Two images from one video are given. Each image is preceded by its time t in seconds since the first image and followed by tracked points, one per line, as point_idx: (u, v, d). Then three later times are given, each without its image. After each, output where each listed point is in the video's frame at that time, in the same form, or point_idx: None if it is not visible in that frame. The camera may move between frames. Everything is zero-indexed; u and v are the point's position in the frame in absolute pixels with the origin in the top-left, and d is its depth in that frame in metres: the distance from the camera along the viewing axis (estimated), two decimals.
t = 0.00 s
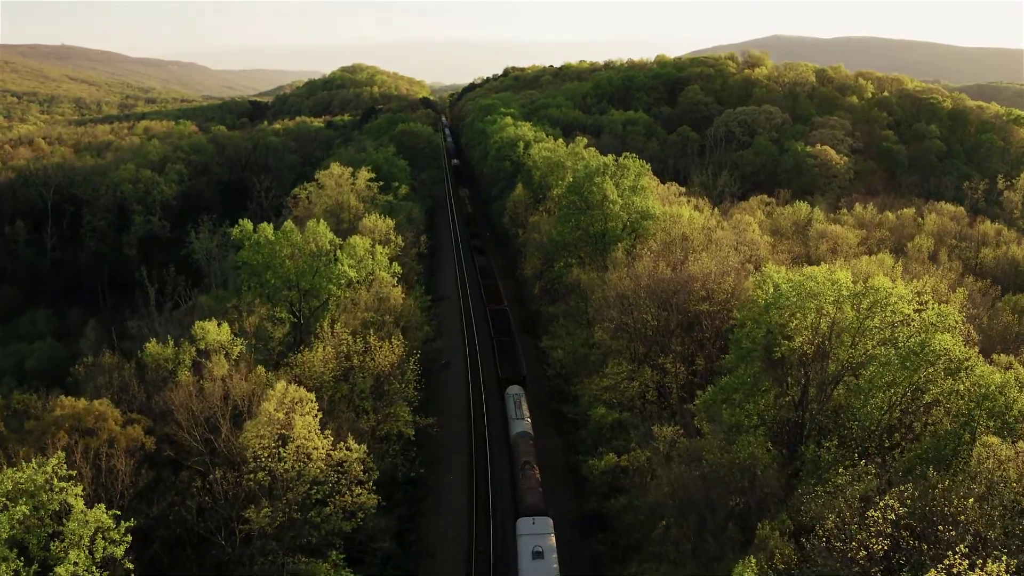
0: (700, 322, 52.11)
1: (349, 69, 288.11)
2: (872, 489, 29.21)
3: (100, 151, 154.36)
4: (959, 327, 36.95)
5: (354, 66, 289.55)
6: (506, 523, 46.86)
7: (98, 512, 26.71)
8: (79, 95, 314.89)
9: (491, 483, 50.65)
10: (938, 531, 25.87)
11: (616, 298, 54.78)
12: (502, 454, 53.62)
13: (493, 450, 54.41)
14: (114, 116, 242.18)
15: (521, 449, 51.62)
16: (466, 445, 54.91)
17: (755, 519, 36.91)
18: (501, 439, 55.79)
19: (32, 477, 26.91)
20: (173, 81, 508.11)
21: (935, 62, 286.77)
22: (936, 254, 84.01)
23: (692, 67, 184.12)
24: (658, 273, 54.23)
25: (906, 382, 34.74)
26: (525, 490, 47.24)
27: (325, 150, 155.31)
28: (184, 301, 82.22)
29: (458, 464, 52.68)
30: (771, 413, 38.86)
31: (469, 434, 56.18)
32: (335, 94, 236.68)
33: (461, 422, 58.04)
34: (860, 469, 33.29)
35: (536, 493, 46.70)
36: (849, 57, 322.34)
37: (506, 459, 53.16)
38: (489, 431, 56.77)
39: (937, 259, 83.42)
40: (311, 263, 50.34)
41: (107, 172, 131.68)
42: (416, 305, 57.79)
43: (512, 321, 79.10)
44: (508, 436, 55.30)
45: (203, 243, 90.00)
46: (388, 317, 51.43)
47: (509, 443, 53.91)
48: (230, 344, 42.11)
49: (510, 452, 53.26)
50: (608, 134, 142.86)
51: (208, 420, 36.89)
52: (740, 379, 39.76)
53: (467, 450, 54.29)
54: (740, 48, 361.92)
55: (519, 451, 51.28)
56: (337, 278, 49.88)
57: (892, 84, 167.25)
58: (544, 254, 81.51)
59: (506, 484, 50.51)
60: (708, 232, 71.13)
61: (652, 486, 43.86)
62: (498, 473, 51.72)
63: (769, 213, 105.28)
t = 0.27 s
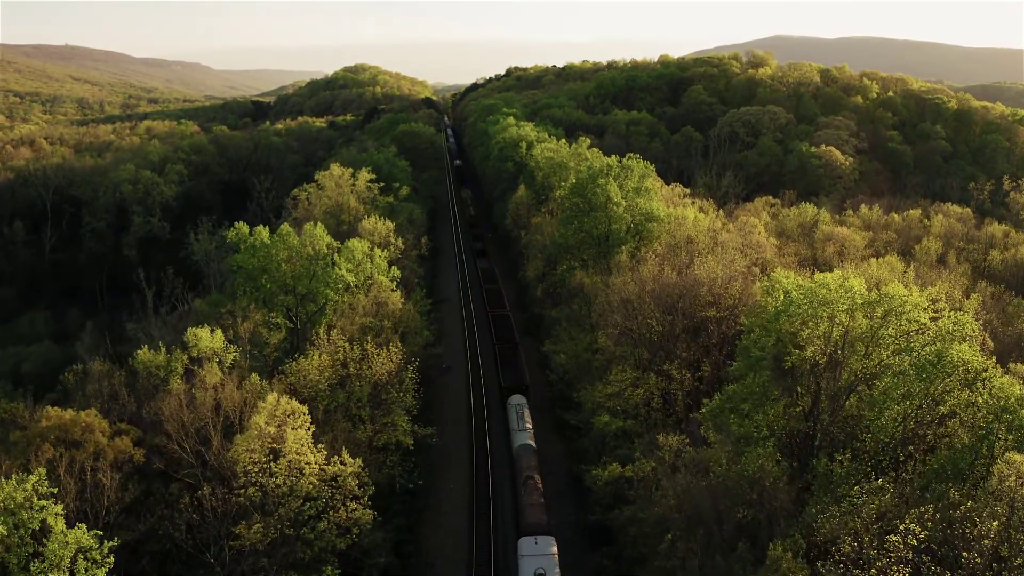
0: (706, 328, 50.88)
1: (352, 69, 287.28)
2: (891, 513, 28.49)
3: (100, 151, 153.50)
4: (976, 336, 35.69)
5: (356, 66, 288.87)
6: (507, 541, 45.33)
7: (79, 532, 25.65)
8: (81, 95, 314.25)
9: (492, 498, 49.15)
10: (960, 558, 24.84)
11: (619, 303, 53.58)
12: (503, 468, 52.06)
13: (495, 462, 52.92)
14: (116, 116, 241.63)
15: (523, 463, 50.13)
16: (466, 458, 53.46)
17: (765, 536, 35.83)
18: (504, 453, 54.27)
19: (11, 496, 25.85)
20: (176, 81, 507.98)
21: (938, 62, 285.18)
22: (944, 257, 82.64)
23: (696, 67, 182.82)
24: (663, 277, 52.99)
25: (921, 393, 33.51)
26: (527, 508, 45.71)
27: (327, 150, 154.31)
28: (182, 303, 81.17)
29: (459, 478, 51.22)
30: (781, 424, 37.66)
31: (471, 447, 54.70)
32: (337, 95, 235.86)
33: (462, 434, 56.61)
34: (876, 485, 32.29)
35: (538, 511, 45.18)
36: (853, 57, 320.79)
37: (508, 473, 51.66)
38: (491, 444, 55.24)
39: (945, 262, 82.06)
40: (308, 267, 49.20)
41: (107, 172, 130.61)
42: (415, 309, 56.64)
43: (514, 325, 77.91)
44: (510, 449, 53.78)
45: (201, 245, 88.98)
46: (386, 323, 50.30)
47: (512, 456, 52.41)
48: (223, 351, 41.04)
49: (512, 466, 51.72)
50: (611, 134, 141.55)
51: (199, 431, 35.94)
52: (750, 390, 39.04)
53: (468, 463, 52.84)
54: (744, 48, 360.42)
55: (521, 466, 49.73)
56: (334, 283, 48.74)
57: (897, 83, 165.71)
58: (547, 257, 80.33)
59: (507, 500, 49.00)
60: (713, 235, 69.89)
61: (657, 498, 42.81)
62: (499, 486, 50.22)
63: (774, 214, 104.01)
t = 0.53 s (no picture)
0: (714, 336, 49.33)
1: (354, 69, 286.26)
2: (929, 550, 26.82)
3: (99, 151, 152.47)
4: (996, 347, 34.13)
5: (359, 66, 287.99)
6: (508, 560, 43.65)
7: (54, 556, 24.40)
8: (84, 95, 313.50)
9: (492, 513, 47.51)
10: None
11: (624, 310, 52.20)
12: (505, 484, 49.98)
13: (495, 474, 51.28)
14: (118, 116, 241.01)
15: (526, 480, 48.10)
16: (467, 474, 51.42)
17: (776, 555, 34.36)
18: (506, 468, 52.29)
19: None
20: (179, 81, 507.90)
21: (942, 62, 283.18)
22: (954, 260, 80.82)
23: (700, 66, 181.28)
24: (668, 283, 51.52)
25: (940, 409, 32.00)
26: (530, 529, 43.62)
27: (328, 150, 153.04)
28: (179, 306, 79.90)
29: (459, 496, 49.19)
30: (792, 438, 36.16)
31: (472, 461, 52.66)
32: (339, 94, 234.77)
33: (462, 448, 54.59)
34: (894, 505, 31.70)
35: (541, 532, 43.15)
36: (858, 57, 318.68)
37: (510, 490, 49.61)
38: (493, 458, 53.33)
39: (956, 265, 80.22)
40: (304, 272, 47.83)
41: (106, 173, 129.45)
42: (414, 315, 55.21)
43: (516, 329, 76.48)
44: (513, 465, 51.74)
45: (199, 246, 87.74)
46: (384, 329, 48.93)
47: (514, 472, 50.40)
48: (214, 360, 39.74)
49: (514, 483, 49.65)
50: (614, 134, 140.02)
51: (188, 445, 34.75)
52: (761, 402, 37.53)
53: (468, 477, 50.99)
54: (749, 49, 358.14)
55: (524, 483, 47.71)
56: (330, 288, 47.32)
57: (903, 83, 163.90)
58: (550, 260, 78.88)
59: (509, 519, 46.94)
60: (719, 238, 68.32)
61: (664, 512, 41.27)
62: (500, 500, 48.58)
63: (781, 216, 102.36)
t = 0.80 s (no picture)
0: (720, 342, 48.05)
1: (357, 69, 285.49)
2: None
3: (99, 151, 151.61)
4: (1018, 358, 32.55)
5: (361, 66, 287.28)
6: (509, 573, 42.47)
7: None
8: (87, 95, 312.50)
9: (493, 523, 46.36)
10: None
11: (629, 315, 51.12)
12: (506, 496, 48.60)
13: (496, 483, 50.14)
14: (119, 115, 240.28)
15: (528, 495, 46.48)
16: (467, 487, 49.85)
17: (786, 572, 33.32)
18: (506, 476, 51.11)
19: None
20: (181, 80, 507.46)
21: (947, 62, 281.15)
22: (963, 263, 79.21)
23: (703, 66, 179.79)
24: (676, 288, 50.29)
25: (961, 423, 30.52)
26: (532, 549, 41.98)
27: (330, 150, 151.95)
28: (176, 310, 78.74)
29: (459, 511, 47.61)
30: (802, 449, 34.80)
31: (472, 473, 51.12)
32: (341, 94, 233.82)
33: (463, 460, 53.03)
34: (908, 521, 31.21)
35: (544, 551, 41.56)
36: (862, 57, 316.33)
37: (511, 499, 48.42)
38: (493, 465, 52.21)
39: (965, 269, 78.61)
40: (301, 277, 46.76)
41: (105, 173, 128.63)
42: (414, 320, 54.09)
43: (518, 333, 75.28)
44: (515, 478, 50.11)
45: (198, 248, 86.72)
46: (381, 335, 47.90)
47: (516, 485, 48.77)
48: (205, 368, 38.64)
49: (515, 495, 48.29)
50: (617, 135, 138.71)
51: (177, 457, 33.79)
52: (771, 413, 36.35)
53: (469, 485, 49.97)
54: (753, 49, 356.66)
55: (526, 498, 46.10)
56: (327, 294, 46.19)
57: (909, 83, 162.24)
58: (553, 262, 77.64)
59: (511, 535, 45.33)
60: (724, 240, 66.96)
61: (670, 525, 40.05)
62: (501, 510, 47.41)
63: (786, 217, 100.91)
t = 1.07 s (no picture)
0: (728, 350, 46.57)
1: (360, 69, 284.41)
2: None
3: (99, 151, 150.68)
4: None
5: (364, 66, 286.32)
6: None
7: None
8: (90, 95, 312.17)
9: (494, 537, 45.24)
10: None
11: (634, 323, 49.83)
12: (507, 509, 47.48)
13: (497, 495, 49.06)
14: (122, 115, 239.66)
15: (531, 515, 44.68)
16: (467, 505, 48.11)
17: None
18: (508, 487, 50.03)
19: None
20: (184, 80, 507.17)
21: (952, 62, 278.65)
22: (973, 267, 77.59)
23: (708, 66, 178.17)
24: (682, 295, 48.97)
25: (983, 442, 29.21)
26: (534, 566, 40.85)
27: (331, 150, 150.84)
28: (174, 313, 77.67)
29: (459, 523, 46.55)
30: (815, 465, 33.51)
31: (473, 491, 49.36)
32: (344, 94, 232.76)
33: (464, 476, 51.27)
34: (928, 541, 30.01)
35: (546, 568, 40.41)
36: (868, 56, 313.91)
37: (513, 512, 47.28)
38: (495, 476, 51.11)
39: (974, 272, 76.98)
40: (296, 282, 45.47)
41: (105, 174, 127.70)
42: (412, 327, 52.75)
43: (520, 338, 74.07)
44: (517, 497, 48.32)
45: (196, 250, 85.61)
46: (379, 342, 46.63)
47: (519, 504, 46.99)
48: (195, 378, 37.37)
49: (517, 507, 47.16)
50: (621, 135, 137.32)
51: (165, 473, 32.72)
52: (782, 426, 35.16)
53: (469, 496, 48.90)
54: (758, 48, 354.60)
55: (529, 519, 44.29)
56: (324, 300, 44.94)
57: (915, 83, 160.44)
58: (555, 266, 76.31)
59: (513, 558, 43.52)
60: (730, 244, 65.56)
61: (675, 541, 38.58)
62: (502, 523, 46.28)
63: (792, 219, 99.42)
